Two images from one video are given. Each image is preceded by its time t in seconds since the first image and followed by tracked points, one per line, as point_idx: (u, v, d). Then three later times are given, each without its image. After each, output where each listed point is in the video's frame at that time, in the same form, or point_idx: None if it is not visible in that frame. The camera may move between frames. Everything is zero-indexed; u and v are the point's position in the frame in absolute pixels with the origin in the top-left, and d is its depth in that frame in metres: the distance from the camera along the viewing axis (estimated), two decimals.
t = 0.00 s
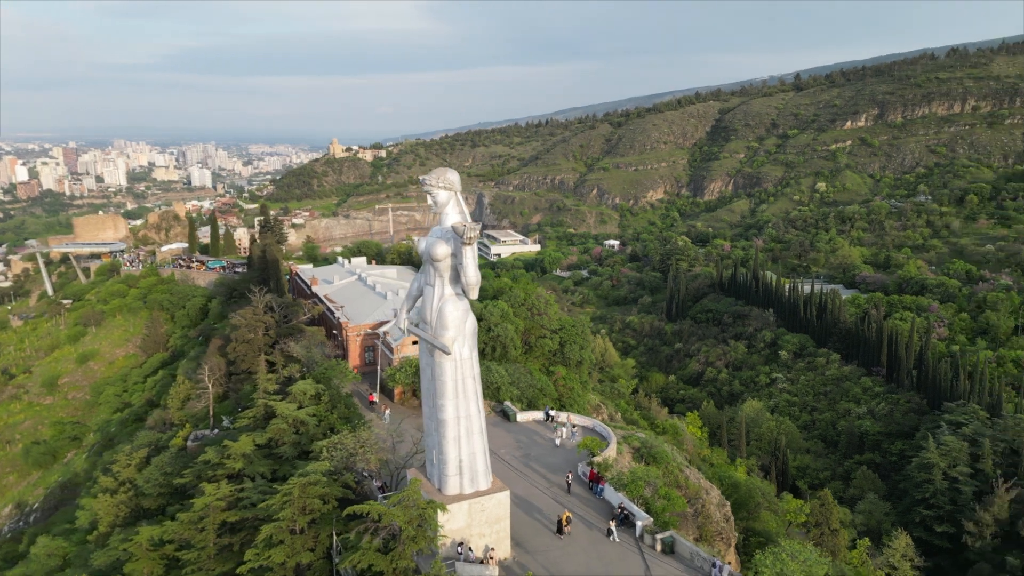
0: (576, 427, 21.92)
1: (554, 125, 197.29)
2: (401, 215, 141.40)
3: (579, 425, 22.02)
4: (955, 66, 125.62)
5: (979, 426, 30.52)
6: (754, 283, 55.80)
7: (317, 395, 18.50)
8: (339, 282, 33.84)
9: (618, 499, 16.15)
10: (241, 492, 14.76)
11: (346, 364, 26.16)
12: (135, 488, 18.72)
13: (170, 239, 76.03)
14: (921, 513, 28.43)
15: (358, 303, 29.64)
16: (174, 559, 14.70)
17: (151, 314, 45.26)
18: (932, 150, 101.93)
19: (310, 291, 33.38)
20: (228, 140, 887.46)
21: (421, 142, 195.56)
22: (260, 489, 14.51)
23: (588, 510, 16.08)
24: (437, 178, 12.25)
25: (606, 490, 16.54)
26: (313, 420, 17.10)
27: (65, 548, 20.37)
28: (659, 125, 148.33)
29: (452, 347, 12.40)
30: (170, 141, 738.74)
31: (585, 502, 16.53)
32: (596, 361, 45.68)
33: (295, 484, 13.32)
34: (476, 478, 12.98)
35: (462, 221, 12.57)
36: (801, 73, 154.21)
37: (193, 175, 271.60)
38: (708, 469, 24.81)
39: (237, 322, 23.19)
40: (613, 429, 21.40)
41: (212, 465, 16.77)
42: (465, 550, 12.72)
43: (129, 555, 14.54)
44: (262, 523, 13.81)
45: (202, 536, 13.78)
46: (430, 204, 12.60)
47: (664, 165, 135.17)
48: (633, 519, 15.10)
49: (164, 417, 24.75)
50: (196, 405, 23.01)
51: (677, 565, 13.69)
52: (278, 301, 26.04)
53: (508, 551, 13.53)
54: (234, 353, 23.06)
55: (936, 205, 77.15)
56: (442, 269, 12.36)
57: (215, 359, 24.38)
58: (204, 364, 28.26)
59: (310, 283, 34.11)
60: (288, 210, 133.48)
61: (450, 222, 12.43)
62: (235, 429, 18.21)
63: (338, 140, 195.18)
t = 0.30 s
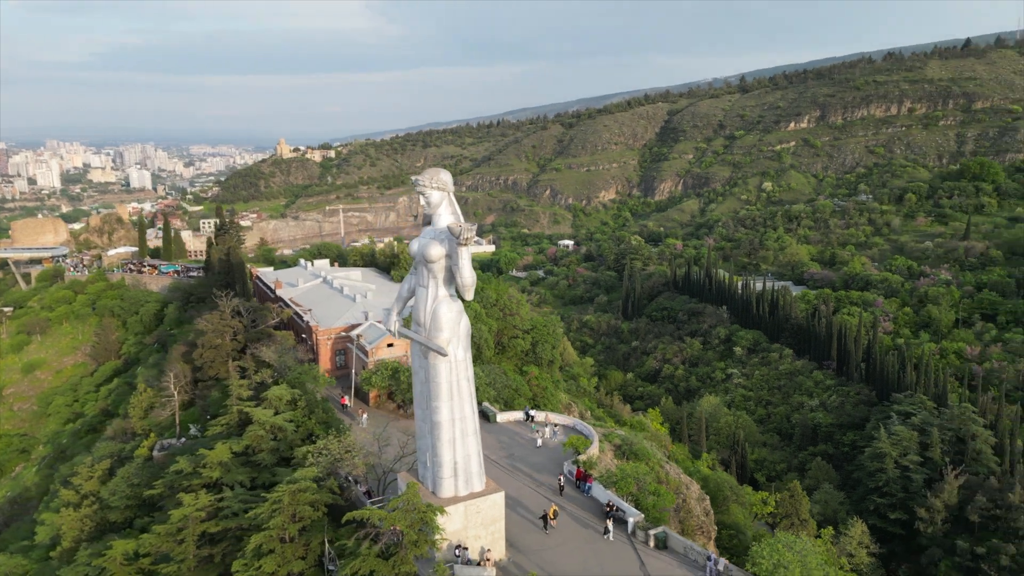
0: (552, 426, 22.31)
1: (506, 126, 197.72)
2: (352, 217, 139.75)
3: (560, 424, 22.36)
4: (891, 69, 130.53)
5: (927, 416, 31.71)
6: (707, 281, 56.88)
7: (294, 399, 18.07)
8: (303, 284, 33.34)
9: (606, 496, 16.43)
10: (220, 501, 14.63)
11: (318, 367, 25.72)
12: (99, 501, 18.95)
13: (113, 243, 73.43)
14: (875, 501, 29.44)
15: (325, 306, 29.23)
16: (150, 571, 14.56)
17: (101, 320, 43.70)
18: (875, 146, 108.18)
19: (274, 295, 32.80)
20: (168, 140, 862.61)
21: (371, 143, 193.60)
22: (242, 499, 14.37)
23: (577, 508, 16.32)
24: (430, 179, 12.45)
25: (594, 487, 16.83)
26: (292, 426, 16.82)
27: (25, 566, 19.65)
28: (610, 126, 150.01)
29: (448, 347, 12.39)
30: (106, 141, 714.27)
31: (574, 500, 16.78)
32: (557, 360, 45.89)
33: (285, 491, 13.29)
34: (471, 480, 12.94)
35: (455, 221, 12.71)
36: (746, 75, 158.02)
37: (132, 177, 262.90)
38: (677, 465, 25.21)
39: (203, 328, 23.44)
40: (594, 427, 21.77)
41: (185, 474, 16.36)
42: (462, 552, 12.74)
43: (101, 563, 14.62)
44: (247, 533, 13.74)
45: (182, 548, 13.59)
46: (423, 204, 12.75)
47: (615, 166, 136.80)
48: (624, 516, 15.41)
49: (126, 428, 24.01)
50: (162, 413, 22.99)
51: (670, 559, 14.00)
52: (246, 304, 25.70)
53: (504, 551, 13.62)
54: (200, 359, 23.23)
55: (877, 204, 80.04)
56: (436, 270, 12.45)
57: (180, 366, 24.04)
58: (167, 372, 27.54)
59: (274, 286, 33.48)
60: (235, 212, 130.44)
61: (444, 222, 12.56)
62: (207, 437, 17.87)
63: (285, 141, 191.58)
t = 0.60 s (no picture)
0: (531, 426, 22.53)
1: (457, 126, 197.23)
2: (302, 219, 137.44)
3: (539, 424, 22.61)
4: (832, 72, 134.84)
5: (878, 407, 32.78)
6: (662, 280, 57.76)
7: (271, 406, 17.95)
8: (267, 288, 32.84)
9: (593, 493, 16.84)
10: (200, 511, 14.63)
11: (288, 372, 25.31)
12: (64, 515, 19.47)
13: (52, 248, 70.53)
14: (832, 491, 30.35)
15: (291, 310, 28.83)
16: None
17: (48, 328, 41.89)
18: (817, 148, 111.92)
19: (238, 299, 32.13)
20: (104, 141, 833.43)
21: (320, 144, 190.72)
22: (223, 508, 14.33)
23: (565, 506, 16.63)
24: (423, 179, 12.26)
25: (582, 485, 17.20)
26: (271, 434, 16.71)
27: None
28: (562, 127, 150.98)
29: (443, 349, 12.31)
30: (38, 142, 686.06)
31: (561, 498, 17.11)
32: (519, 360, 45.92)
33: (275, 498, 13.23)
34: (465, 482, 12.87)
35: (449, 222, 12.58)
36: (693, 77, 160.99)
37: (66, 179, 252.72)
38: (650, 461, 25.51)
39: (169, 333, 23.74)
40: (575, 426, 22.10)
41: (158, 485, 16.09)
42: (460, 555, 12.71)
43: None
44: (231, 542, 13.64)
45: (161, 561, 13.45)
46: (416, 205, 12.58)
47: (567, 166, 137.83)
48: (614, 513, 15.84)
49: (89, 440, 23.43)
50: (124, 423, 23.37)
51: (665, 553, 14.51)
52: (212, 309, 26.23)
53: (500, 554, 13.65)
54: (166, 366, 23.70)
55: (822, 203, 82.62)
56: (431, 271, 12.31)
57: (144, 374, 24.40)
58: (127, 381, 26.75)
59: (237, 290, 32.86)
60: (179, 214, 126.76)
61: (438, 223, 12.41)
62: (180, 445, 17.69)
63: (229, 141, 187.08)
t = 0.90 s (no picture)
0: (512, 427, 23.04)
1: (408, 127, 195.76)
2: (250, 220, 134.31)
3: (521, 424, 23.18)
4: (776, 75, 138.52)
5: (832, 400, 33.75)
6: (619, 279, 58.49)
7: (249, 414, 18.12)
8: (229, 292, 32.43)
9: (583, 490, 17.46)
10: (180, 522, 14.75)
11: (258, 376, 25.18)
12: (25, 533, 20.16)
13: None
14: (790, 482, 31.11)
15: (258, 315, 28.54)
16: None
17: None
18: (763, 148, 114.88)
19: (200, 304, 31.64)
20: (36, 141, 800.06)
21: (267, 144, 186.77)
22: (206, 520, 14.43)
23: (556, 504, 17.24)
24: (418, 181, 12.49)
25: (571, 484, 17.79)
26: (250, 443, 16.92)
27: None
28: (515, 127, 151.15)
29: (440, 350, 12.61)
30: None
31: (551, 496, 17.71)
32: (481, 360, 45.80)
33: (266, 507, 13.34)
34: (461, 483, 13.30)
35: (443, 222, 12.86)
36: (642, 79, 163.28)
37: None
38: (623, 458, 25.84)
39: (134, 340, 23.88)
40: (556, 425, 22.71)
41: (132, 497, 16.23)
42: (458, 556, 13.18)
43: None
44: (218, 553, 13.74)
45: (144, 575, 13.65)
46: (410, 205, 12.82)
47: (520, 167, 138.15)
48: (603, 510, 16.57)
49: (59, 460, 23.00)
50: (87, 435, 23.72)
51: (659, 549, 15.16)
52: (177, 316, 26.07)
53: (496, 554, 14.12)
54: (132, 373, 23.67)
55: (770, 202, 84.67)
56: (427, 273, 12.59)
57: (107, 384, 24.35)
58: (85, 393, 25.90)
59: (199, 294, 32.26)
60: (120, 216, 122.35)
61: (433, 225, 12.69)
62: (154, 455, 17.74)
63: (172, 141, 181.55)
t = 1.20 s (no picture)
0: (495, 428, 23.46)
1: (358, 126, 193.40)
2: (195, 223, 130.68)
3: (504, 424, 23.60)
4: (723, 77, 141.62)
5: (789, 393, 34.63)
6: (577, 278, 58.91)
7: (225, 420, 18.07)
8: (192, 296, 31.86)
9: (574, 489, 17.91)
10: (163, 533, 14.66)
11: (230, 383, 25.25)
12: None
13: None
14: (751, 475, 31.80)
15: (225, 320, 28.17)
16: None
17: None
18: (712, 148, 117.36)
19: (162, 309, 31.01)
20: None
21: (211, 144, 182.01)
22: (190, 530, 14.40)
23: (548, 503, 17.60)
24: (415, 181, 12.72)
25: (561, 482, 18.15)
26: (231, 448, 16.92)
27: None
28: (467, 127, 150.76)
29: (438, 349, 12.82)
30: None
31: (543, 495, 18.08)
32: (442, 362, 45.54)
33: (261, 513, 13.37)
34: (459, 485, 13.43)
35: (439, 222, 13.10)
36: (593, 80, 164.89)
37: None
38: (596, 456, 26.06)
39: (98, 348, 23.62)
40: (540, 425, 23.21)
41: (105, 509, 15.83)
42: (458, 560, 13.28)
43: None
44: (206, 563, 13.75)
45: None
46: (407, 206, 13.05)
47: (474, 167, 137.93)
48: (597, 506, 17.09)
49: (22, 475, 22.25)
50: (51, 447, 23.51)
51: (656, 544, 15.62)
52: (144, 321, 25.67)
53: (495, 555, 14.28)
54: (97, 382, 23.26)
55: (720, 201, 86.41)
56: (424, 273, 12.85)
57: (69, 393, 23.90)
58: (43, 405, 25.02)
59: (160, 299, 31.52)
60: (56, 219, 117.54)
61: (430, 225, 12.94)
62: (127, 464, 17.39)
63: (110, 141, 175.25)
